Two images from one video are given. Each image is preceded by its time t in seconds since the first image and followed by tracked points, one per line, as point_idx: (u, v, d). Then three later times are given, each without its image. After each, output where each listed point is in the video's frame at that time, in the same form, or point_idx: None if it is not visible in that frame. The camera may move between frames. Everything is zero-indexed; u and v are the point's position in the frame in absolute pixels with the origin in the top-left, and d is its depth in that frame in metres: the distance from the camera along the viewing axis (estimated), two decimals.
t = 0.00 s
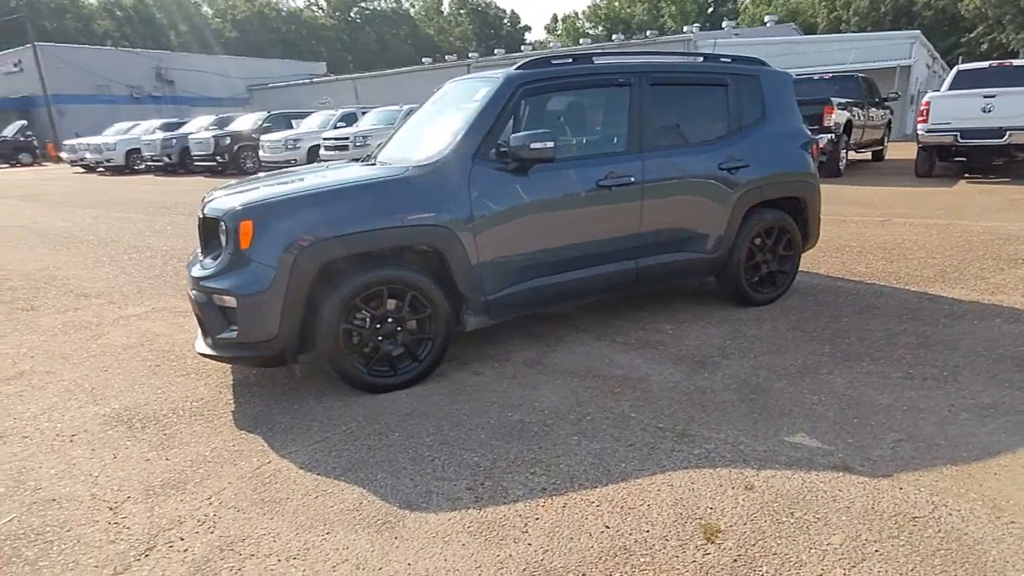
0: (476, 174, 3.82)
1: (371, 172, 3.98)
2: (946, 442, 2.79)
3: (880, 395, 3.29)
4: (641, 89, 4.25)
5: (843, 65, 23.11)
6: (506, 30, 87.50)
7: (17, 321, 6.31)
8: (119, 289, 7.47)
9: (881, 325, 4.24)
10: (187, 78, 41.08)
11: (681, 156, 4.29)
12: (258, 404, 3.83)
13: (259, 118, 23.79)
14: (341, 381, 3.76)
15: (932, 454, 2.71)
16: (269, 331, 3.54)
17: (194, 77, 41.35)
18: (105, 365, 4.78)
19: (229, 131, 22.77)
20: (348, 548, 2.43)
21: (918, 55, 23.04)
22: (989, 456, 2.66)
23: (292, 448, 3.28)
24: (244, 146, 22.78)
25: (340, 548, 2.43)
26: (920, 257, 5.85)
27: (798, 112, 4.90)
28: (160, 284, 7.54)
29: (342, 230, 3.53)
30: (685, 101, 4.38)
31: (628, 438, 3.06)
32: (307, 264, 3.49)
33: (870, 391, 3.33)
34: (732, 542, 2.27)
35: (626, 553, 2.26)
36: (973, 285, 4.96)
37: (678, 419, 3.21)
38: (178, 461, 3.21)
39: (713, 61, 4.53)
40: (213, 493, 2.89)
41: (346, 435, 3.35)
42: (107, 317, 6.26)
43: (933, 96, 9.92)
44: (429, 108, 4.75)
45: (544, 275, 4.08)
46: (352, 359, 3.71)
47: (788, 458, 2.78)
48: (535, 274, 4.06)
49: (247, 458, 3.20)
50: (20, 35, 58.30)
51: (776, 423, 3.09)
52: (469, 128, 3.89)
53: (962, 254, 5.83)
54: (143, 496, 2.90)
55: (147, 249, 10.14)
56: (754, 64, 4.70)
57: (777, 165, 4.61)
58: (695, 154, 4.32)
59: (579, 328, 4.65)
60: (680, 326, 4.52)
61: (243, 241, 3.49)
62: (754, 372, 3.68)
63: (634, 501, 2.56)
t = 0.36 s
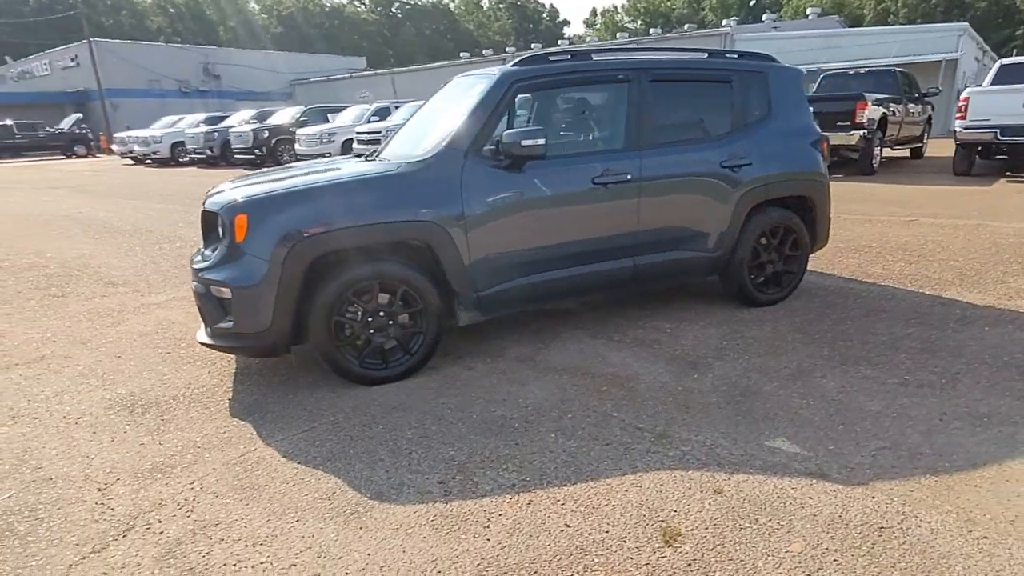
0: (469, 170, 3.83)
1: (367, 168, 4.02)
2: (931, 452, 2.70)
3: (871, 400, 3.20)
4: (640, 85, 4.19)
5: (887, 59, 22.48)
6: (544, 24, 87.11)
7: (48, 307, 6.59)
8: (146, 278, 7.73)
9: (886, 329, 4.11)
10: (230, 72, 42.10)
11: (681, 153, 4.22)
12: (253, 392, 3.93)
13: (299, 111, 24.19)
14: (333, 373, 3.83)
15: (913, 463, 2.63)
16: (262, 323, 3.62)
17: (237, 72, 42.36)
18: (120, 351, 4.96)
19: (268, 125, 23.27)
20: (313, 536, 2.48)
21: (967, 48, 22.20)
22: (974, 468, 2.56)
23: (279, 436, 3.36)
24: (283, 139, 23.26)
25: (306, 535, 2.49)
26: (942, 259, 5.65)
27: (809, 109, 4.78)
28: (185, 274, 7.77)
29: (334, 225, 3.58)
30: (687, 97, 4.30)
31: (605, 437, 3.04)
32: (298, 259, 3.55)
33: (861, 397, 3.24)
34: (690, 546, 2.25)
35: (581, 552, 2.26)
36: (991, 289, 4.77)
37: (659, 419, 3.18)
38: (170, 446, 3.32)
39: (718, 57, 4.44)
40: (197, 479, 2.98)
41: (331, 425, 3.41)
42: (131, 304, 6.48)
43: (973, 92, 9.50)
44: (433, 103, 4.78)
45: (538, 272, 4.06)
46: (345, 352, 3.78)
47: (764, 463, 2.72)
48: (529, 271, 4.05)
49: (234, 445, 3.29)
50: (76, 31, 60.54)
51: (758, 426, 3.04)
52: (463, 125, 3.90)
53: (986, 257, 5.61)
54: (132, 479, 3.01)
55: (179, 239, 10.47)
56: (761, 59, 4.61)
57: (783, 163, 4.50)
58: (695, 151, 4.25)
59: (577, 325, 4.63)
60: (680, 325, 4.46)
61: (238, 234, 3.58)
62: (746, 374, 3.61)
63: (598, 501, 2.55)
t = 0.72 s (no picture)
0: (456, 167, 3.83)
1: (358, 164, 4.05)
2: (909, 460, 2.59)
3: (857, 405, 3.09)
4: (636, 80, 4.13)
5: (932, 51, 21.76)
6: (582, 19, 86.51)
7: (75, 297, 6.86)
8: (171, 270, 7.97)
9: (888, 332, 3.96)
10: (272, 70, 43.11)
11: (676, 150, 4.14)
12: (246, 383, 4.01)
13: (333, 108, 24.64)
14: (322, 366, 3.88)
15: (887, 471, 2.53)
16: (250, 316, 3.68)
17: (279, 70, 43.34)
18: (132, 340, 5.13)
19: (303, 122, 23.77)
20: (274, 525, 2.52)
21: (1019, 39, 21.30)
22: (950, 478, 2.46)
23: (261, 427, 3.42)
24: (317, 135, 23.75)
25: (267, 524, 2.53)
26: (962, 259, 5.41)
27: (815, 104, 4.64)
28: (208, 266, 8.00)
29: (321, 221, 3.63)
30: (684, 93, 4.22)
31: (576, 436, 3.02)
32: (285, 253, 3.60)
33: (846, 402, 3.14)
34: (640, 549, 2.21)
35: (530, 552, 2.25)
36: (1009, 292, 4.55)
37: (635, 419, 3.14)
38: (158, 434, 3.43)
39: (719, 52, 4.34)
40: (177, 465, 3.07)
41: (313, 417, 3.46)
42: (151, 295, 6.70)
43: (1013, 83, 9.06)
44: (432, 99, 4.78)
45: (526, 269, 4.05)
46: (333, 346, 3.83)
47: (732, 466, 2.66)
48: (517, 268, 4.03)
49: (218, 434, 3.37)
50: (127, 32, 62.77)
51: (734, 429, 2.97)
52: (452, 122, 3.90)
53: (1010, 258, 5.37)
54: (116, 465, 3.11)
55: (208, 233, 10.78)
56: (764, 53, 4.49)
57: (785, 160, 4.38)
58: (691, 148, 4.17)
59: (571, 322, 4.59)
60: (674, 324, 4.38)
61: (228, 229, 3.66)
62: (733, 374, 3.53)
63: (555, 501, 2.53)
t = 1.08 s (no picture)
0: (442, 166, 3.82)
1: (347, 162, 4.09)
2: (880, 473, 2.49)
3: (837, 414, 2.99)
4: (628, 79, 4.06)
5: (979, 44, 20.94)
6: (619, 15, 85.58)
7: (97, 288, 7.11)
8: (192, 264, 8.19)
9: (886, 339, 3.82)
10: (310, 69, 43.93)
11: (669, 149, 4.06)
12: (237, 376, 4.09)
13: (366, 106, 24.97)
14: (310, 362, 3.93)
15: (855, 483, 2.44)
16: (238, 312, 3.75)
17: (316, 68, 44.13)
18: (140, 332, 5.28)
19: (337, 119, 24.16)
20: (235, 518, 2.57)
21: None
22: (919, 492, 2.36)
23: (243, 420, 3.49)
24: (350, 133, 24.11)
25: (229, 516, 2.58)
26: (981, 263, 5.17)
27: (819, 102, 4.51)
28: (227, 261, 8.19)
29: (307, 220, 3.67)
30: (679, 91, 4.14)
31: (546, 438, 3.00)
32: (271, 251, 3.65)
33: (828, 410, 3.03)
34: (585, 555, 2.18)
35: (475, 554, 2.24)
36: None
37: (607, 422, 3.09)
38: (145, 424, 3.52)
39: (716, 49, 4.24)
40: (157, 455, 3.15)
41: (293, 412, 3.51)
42: (168, 288, 6.89)
43: None
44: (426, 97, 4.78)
45: (513, 268, 4.03)
46: (320, 343, 3.87)
47: (695, 474, 2.60)
48: (504, 267, 4.01)
49: (201, 426, 3.45)
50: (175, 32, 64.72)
51: (705, 435, 2.90)
52: (440, 121, 3.89)
53: None
54: (101, 454, 3.21)
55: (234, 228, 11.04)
56: (765, 51, 4.38)
57: (785, 160, 4.26)
58: (686, 147, 4.08)
59: (564, 322, 4.55)
60: (667, 326, 4.31)
61: (218, 226, 3.73)
62: (716, 379, 3.45)
63: (511, 503, 2.51)
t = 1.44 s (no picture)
0: (419, 171, 3.85)
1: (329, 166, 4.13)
2: (833, 485, 2.44)
3: (801, 424, 2.93)
4: (608, 84, 4.05)
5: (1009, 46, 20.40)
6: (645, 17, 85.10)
7: (107, 284, 7.28)
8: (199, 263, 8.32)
9: (867, 348, 3.73)
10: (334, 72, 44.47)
11: (649, 155, 4.03)
12: (219, 374, 4.15)
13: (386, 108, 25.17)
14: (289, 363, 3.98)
15: (805, 495, 2.39)
16: (218, 313, 3.81)
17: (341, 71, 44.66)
18: (135, 329, 5.38)
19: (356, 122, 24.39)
20: (189, 514, 2.60)
21: None
22: (869, 506, 2.30)
23: (217, 417, 3.54)
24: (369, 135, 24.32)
25: (184, 512, 2.62)
26: (981, 271, 5.03)
27: (808, 107, 4.45)
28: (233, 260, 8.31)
29: (286, 223, 3.72)
30: (661, 97, 4.12)
31: (505, 442, 2.99)
32: (250, 253, 3.71)
33: (792, 420, 2.98)
34: (520, 561, 2.18)
35: (413, 557, 2.24)
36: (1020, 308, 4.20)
37: (569, 427, 3.08)
38: (124, 420, 3.59)
39: (700, 54, 4.21)
40: (128, 450, 3.21)
41: (266, 410, 3.56)
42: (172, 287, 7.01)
43: None
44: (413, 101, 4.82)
45: (490, 272, 4.03)
46: (298, 343, 3.91)
47: (645, 481, 2.58)
48: (481, 271, 4.02)
49: (176, 422, 3.51)
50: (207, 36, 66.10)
51: (663, 442, 2.87)
52: (417, 127, 3.93)
53: None
54: (76, 448, 3.28)
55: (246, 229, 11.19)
56: (751, 56, 4.34)
57: (770, 166, 4.21)
58: (666, 153, 4.05)
59: (546, 326, 4.53)
60: (648, 332, 4.27)
61: (199, 229, 3.80)
62: (685, 386, 3.40)
63: (458, 506, 2.52)
